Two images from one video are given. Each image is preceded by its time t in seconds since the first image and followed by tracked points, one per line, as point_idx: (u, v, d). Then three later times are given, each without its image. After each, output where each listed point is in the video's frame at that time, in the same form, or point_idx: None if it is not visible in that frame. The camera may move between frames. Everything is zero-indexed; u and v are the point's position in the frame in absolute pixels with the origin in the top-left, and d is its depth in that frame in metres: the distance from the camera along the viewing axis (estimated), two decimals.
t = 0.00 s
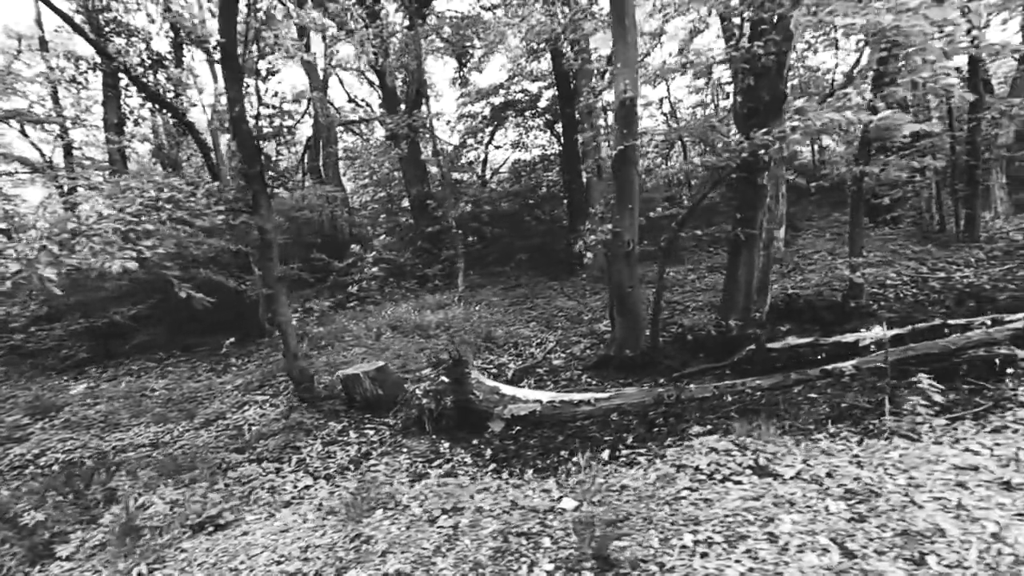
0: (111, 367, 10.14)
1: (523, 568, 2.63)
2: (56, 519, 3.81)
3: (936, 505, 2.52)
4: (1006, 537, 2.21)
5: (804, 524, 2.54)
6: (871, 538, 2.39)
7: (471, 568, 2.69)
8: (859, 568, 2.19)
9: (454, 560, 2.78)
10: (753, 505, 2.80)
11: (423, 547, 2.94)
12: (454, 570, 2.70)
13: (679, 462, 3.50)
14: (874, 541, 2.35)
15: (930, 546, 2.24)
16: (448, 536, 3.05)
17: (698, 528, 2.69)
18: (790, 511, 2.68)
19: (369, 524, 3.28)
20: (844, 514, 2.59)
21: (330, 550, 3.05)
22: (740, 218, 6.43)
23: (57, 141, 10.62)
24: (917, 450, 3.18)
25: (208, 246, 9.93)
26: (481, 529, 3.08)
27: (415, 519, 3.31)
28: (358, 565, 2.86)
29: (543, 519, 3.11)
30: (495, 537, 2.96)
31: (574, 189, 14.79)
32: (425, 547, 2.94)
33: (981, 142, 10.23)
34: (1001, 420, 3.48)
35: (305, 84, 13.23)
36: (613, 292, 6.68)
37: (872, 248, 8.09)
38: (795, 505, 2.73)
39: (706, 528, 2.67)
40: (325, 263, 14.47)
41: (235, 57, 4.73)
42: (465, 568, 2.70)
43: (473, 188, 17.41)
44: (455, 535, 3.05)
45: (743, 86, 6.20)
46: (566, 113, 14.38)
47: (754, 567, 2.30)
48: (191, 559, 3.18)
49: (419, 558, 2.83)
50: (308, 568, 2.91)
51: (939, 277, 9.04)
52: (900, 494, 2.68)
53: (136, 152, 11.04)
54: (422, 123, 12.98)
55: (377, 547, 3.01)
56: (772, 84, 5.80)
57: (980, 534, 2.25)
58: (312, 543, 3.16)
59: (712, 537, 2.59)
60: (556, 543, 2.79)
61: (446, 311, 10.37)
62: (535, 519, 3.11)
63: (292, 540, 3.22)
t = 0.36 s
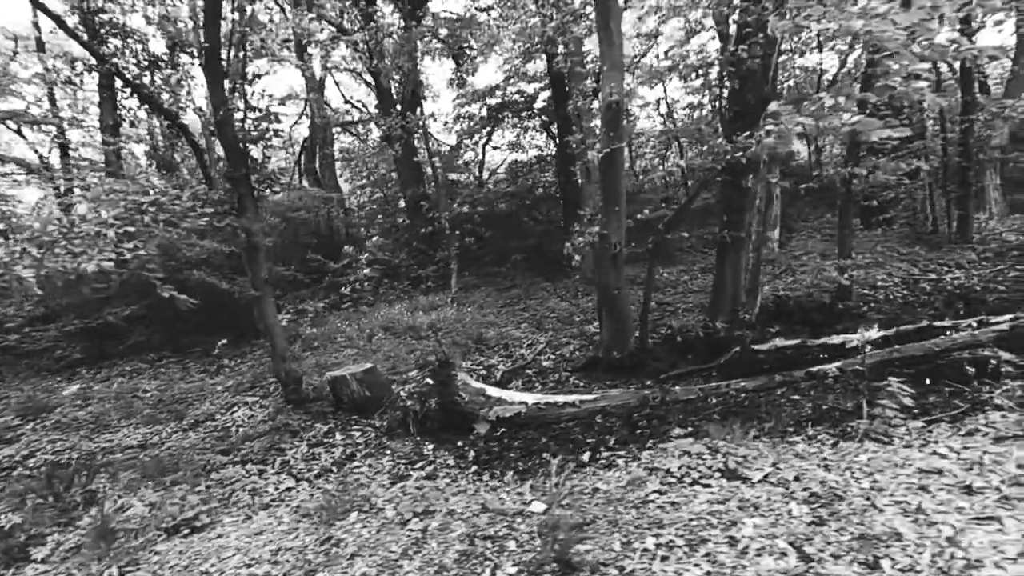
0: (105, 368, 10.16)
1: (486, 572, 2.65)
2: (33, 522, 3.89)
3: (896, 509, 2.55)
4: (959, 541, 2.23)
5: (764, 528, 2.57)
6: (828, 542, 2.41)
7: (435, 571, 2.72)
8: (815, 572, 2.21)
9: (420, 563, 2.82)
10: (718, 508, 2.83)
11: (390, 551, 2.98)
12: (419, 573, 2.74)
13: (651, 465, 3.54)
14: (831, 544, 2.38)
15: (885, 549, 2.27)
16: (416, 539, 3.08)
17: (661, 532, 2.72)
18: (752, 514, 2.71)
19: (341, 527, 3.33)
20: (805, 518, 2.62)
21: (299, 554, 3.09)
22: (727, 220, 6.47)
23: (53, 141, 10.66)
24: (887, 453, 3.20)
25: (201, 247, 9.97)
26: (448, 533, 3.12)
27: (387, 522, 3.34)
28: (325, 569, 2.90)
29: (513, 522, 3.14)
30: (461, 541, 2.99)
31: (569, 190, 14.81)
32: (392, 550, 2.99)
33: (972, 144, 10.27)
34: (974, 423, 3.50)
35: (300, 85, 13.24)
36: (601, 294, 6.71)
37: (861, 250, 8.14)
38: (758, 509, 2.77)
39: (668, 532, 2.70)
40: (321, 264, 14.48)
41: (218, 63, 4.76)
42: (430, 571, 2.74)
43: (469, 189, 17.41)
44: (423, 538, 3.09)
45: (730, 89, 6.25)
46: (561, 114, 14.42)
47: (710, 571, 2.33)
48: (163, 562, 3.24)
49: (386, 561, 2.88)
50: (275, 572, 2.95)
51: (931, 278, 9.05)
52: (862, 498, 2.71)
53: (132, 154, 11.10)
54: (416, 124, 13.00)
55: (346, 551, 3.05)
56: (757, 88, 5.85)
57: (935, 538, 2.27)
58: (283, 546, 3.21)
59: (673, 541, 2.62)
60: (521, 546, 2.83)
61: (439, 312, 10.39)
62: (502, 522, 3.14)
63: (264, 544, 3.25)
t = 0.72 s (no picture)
0: (97, 369, 10.18)
1: None
2: (10, 524, 3.97)
3: (853, 513, 2.61)
4: (909, 545, 2.29)
5: (722, 532, 2.61)
6: (783, 545, 2.45)
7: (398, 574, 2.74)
8: None
9: (384, 565, 2.85)
10: (680, 511, 2.87)
11: (356, 553, 3.01)
12: None
13: (622, 468, 3.57)
14: (785, 548, 2.41)
15: (836, 553, 2.31)
16: (382, 542, 3.10)
17: (620, 535, 2.75)
18: (712, 518, 2.75)
19: (310, 529, 3.37)
20: (763, 521, 2.67)
21: (266, 557, 3.12)
22: (713, 222, 6.51)
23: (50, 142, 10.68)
24: (853, 456, 3.28)
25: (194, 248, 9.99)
26: (414, 535, 3.14)
27: (356, 525, 3.37)
28: (289, 571, 2.94)
29: (479, 524, 3.17)
30: (425, 544, 3.00)
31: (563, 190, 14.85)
32: (357, 553, 3.01)
33: (963, 145, 10.34)
34: (944, 426, 3.54)
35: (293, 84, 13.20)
36: (588, 295, 6.73)
37: (849, 251, 8.18)
38: (720, 512, 2.80)
39: (626, 535, 2.74)
40: (315, 264, 14.50)
41: (201, 66, 4.79)
42: (392, 573, 2.76)
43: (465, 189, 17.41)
44: (389, 540, 3.12)
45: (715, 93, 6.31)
46: (556, 114, 14.44)
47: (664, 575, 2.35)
48: (133, 564, 3.29)
49: (350, 564, 2.90)
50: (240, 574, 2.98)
51: (921, 280, 9.06)
52: (821, 501, 2.77)
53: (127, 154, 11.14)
54: (410, 125, 13.02)
55: (313, 554, 3.09)
56: (740, 90, 5.97)
57: (886, 542, 2.32)
58: (252, 548, 3.25)
59: (632, 544, 2.65)
60: (482, 549, 2.84)
61: (431, 313, 10.41)
62: (467, 524, 3.17)
63: (232, 547, 3.28)
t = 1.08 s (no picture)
0: (90, 368, 10.21)
1: None
2: None
3: (810, 516, 2.72)
4: (860, 548, 2.41)
5: (680, 534, 2.71)
6: (739, 548, 2.56)
7: None
8: None
9: (348, 567, 2.91)
10: (642, 513, 2.97)
11: (321, 555, 3.09)
12: None
13: (593, 470, 3.63)
14: (741, 550, 2.53)
15: (788, 555, 2.42)
16: (347, 545, 3.16)
17: (581, 537, 2.83)
18: (672, 520, 2.86)
19: (281, 532, 3.44)
20: (722, 524, 2.78)
21: (234, 560, 3.17)
22: (699, 222, 6.53)
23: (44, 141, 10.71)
24: (820, 458, 3.41)
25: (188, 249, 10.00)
26: (380, 537, 3.21)
27: (325, 527, 3.43)
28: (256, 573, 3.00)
29: (444, 526, 3.23)
30: (389, 545, 3.08)
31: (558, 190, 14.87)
32: (323, 555, 3.08)
33: (954, 146, 10.35)
34: (913, 430, 3.60)
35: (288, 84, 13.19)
36: (575, 296, 6.74)
37: (838, 252, 8.21)
38: (682, 514, 2.92)
39: (585, 538, 2.82)
40: (310, 264, 14.52)
41: (184, 69, 4.86)
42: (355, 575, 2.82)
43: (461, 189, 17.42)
44: (355, 543, 3.19)
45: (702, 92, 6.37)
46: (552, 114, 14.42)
47: None
48: (105, 565, 3.34)
49: (314, 566, 2.98)
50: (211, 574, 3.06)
51: (911, 281, 9.07)
52: (781, 503, 2.89)
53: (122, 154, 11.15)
54: (405, 126, 13.00)
55: (281, 556, 3.16)
56: (725, 91, 5.99)
57: (838, 545, 2.44)
58: (222, 550, 3.31)
59: (590, 546, 2.74)
60: (444, 552, 2.93)
61: (424, 313, 10.43)
62: (432, 527, 3.24)
63: (203, 549, 3.34)
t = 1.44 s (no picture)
0: (82, 368, 10.24)
1: None
2: None
3: (768, 518, 2.80)
4: (812, 551, 2.48)
5: (639, 536, 2.79)
6: (695, 550, 2.64)
7: None
8: None
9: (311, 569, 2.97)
10: (605, 516, 3.04)
11: (288, 556, 3.15)
12: None
13: (563, 471, 3.71)
14: (696, 552, 2.60)
15: (741, 558, 2.50)
16: (316, 546, 3.23)
17: (541, 539, 2.91)
18: (632, 522, 2.93)
19: (252, 533, 3.49)
20: (681, 526, 2.85)
21: (204, 560, 3.23)
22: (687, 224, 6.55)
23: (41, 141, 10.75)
24: (786, 463, 3.47)
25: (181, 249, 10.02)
26: (346, 539, 3.27)
27: (297, 529, 3.49)
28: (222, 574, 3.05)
29: (410, 528, 3.29)
30: (355, 546, 3.15)
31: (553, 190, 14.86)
32: (288, 556, 3.15)
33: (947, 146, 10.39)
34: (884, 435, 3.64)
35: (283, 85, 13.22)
36: (562, 298, 6.77)
37: (827, 252, 8.21)
38: (643, 516, 3.00)
39: (546, 540, 2.89)
40: (306, 264, 14.53)
41: (167, 71, 4.90)
42: None
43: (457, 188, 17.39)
44: (321, 543, 3.26)
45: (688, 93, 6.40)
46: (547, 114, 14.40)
47: None
48: (77, 565, 3.39)
49: (279, 568, 3.04)
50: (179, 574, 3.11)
51: (902, 281, 9.06)
52: (741, 506, 2.98)
53: (117, 154, 11.17)
54: (399, 126, 12.99)
55: (249, 557, 3.21)
56: (711, 93, 6.01)
57: (791, 548, 2.51)
58: (192, 551, 3.36)
59: (549, 548, 2.80)
60: (407, 553, 2.99)
61: (417, 313, 10.43)
62: (398, 528, 3.31)
63: (174, 549, 3.40)
